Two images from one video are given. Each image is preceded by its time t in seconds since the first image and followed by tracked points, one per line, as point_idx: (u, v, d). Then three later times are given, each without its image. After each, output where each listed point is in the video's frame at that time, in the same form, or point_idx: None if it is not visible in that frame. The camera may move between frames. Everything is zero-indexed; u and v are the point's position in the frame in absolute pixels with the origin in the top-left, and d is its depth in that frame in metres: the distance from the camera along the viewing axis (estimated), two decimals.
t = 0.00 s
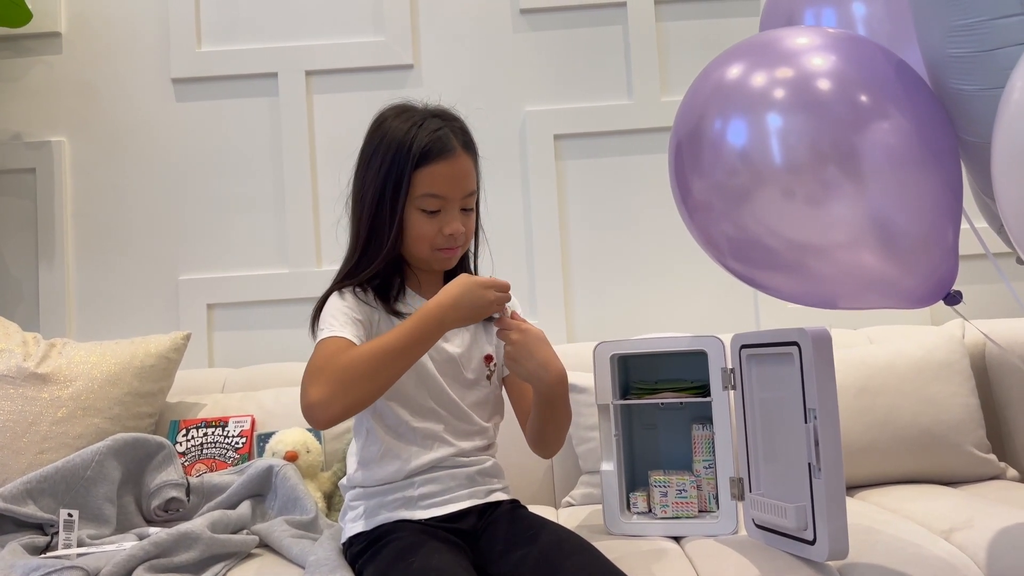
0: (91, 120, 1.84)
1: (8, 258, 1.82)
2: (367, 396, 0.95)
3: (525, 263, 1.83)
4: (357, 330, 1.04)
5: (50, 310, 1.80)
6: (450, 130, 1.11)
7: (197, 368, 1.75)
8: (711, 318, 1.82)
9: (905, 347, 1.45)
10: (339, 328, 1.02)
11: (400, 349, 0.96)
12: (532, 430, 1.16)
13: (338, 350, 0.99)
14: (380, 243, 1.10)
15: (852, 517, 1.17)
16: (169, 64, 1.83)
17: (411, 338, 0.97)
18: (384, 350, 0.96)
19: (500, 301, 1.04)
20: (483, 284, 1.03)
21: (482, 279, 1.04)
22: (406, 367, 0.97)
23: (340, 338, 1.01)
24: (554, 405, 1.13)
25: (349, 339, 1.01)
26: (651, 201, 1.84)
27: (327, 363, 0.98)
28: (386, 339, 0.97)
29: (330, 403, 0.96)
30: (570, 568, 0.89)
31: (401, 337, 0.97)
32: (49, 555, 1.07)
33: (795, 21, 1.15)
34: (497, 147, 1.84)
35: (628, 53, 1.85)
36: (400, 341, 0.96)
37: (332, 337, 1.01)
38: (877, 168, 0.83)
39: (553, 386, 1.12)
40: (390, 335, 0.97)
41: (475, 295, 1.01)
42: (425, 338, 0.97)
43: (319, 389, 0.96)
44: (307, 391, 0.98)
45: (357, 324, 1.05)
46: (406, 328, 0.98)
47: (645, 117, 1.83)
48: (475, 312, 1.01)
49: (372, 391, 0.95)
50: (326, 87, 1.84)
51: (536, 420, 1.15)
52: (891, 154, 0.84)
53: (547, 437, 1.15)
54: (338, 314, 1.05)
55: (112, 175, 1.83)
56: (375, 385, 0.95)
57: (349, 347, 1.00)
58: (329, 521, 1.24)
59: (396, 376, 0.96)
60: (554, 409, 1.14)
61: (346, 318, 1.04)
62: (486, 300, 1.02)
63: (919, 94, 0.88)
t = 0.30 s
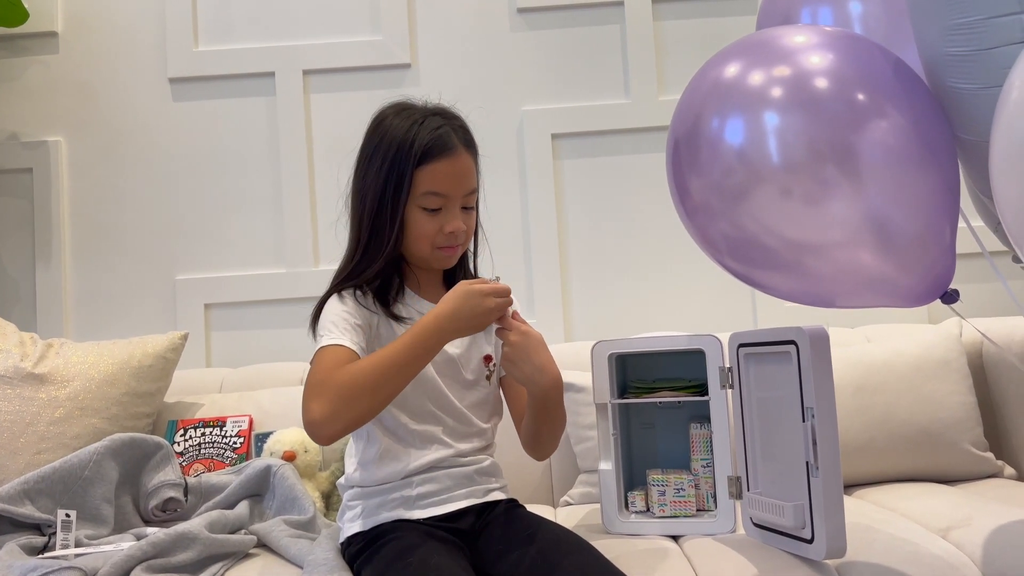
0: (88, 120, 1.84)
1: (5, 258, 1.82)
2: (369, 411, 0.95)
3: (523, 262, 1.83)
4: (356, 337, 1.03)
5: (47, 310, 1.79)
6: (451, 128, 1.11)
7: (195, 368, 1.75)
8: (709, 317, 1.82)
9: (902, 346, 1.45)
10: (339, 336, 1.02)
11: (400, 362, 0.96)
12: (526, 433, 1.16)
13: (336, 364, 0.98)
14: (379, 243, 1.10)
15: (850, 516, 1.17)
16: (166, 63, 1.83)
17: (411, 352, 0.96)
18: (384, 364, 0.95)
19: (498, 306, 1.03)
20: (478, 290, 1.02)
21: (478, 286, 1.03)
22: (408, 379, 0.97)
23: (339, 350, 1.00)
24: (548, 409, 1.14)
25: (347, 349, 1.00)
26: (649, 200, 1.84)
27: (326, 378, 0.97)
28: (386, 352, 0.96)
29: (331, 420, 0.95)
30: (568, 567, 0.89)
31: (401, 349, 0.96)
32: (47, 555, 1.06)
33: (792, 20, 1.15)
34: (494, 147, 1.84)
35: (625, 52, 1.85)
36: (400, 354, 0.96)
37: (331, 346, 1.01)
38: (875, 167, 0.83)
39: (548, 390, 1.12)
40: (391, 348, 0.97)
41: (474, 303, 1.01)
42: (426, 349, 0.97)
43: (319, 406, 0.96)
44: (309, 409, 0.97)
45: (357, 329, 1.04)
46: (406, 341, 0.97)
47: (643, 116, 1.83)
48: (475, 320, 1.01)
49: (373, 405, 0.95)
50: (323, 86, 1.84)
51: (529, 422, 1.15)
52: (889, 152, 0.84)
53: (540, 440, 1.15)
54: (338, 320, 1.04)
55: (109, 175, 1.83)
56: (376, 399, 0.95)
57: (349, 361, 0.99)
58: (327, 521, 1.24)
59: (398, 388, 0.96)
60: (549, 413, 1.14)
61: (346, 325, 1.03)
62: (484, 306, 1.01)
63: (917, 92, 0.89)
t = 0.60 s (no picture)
0: (85, 120, 1.83)
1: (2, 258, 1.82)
2: (370, 428, 0.95)
3: (521, 261, 1.83)
4: (353, 345, 1.02)
5: (45, 310, 1.79)
6: (446, 124, 1.11)
7: (193, 367, 1.75)
8: (707, 316, 1.82)
9: (900, 345, 1.45)
10: (335, 346, 1.01)
11: (399, 377, 0.96)
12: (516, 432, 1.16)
13: (334, 383, 0.98)
14: (376, 242, 1.10)
15: (848, 514, 1.17)
16: (163, 63, 1.83)
17: (411, 367, 0.96)
18: (385, 382, 0.95)
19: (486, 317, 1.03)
20: (467, 305, 1.01)
21: (466, 298, 1.03)
22: (407, 394, 0.97)
23: (334, 369, 0.99)
24: (537, 409, 1.14)
25: (342, 364, 1.00)
26: (647, 199, 1.84)
27: (324, 398, 0.96)
28: (384, 370, 0.96)
29: (333, 440, 0.94)
30: (567, 566, 0.89)
31: (399, 366, 0.96)
32: (45, 555, 1.06)
33: (789, 19, 1.15)
34: (492, 146, 1.84)
35: (623, 51, 1.85)
36: (399, 370, 0.96)
37: (328, 357, 1.00)
38: (873, 166, 0.84)
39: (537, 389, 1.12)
40: (388, 365, 0.97)
41: (467, 317, 1.01)
42: (423, 363, 0.97)
43: (320, 426, 0.95)
44: (311, 431, 0.96)
45: (354, 336, 1.03)
46: (403, 356, 0.97)
47: (640, 115, 1.83)
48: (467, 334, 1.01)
49: (374, 422, 0.95)
50: (321, 86, 1.84)
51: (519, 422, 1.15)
52: (887, 151, 0.84)
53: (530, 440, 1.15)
54: (335, 328, 1.03)
55: (106, 175, 1.83)
56: (377, 416, 0.95)
57: (345, 380, 0.98)
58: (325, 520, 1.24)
59: (398, 404, 0.96)
60: (538, 413, 1.14)
61: (343, 334, 1.02)
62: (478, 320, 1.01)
63: (914, 90, 0.89)
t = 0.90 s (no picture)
0: (82, 119, 1.83)
1: None
2: (366, 440, 0.95)
3: (519, 261, 1.82)
4: (344, 351, 1.03)
5: (42, 310, 1.79)
6: (438, 122, 1.11)
7: (190, 367, 1.74)
8: (705, 315, 1.82)
9: (897, 344, 1.45)
10: (326, 353, 1.01)
11: (392, 390, 0.95)
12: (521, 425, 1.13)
13: (330, 395, 0.98)
14: (370, 242, 1.09)
15: (846, 513, 1.17)
16: (161, 62, 1.82)
17: (404, 379, 0.96)
18: (378, 394, 0.95)
19: (485, 331, 1.01)
20: (462, 320, 1.01)
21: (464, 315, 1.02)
22: (404, 406, 0.96)
23: (331, 380, 1.00)
24: (551, 405, 1.10)
25: (333, 372, 1.00)
26: (645, 198, 1.84)
27: (320, 411, 0.96)
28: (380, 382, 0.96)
29: (329, 452, 0.95)
30: (566, 566, 0.89)
31: (395, 378, 0.96)
32: (42, 555, 1.06)
33: (786, 18, 1.15)
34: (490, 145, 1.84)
35: (621, 50, 1.85)
36: (395, 381, 0.96)
37: (321, 365, 1.01)
38: (871, 165, 0.83)
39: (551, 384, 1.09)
40: (384, 378, 0.96)
41: (463, 331, 1.00)
42: (420, 376, 0.97)
43: (316, 438, 0.95)
44: (307, 441, 0.96)
45: (345, 341, 1.04)
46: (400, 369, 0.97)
47: (638, 114, 1.83)
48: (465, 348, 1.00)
49: (370, 434, 0.95)
50: (319, 85, 1.84)
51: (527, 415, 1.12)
52: (885, 150, 0.84)
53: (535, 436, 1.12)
54: (326, 334, 1.03)
55: (104, 174, 1.82)
56: (373, 428, 0.95)
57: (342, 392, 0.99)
58: (323, 520, 1.24)
59: (394, 416, 0.96)
60: (550, 409, 1.11)
61: (334, 339, 1.03)
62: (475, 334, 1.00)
63: (912, 89, 0.88)
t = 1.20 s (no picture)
0: (82, 118, 1.83)
1: None
2: (380, 441, 0.95)
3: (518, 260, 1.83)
4: (347, 351, 1.03)
5: (41, 309, 1.79)
6: (430, 117, 1.11)
7: (190, 366, 1.74)
8: (704, 314, 1.82)
9: (896, 343, 1.45)
10: (332, 356, 1.01)
11: (396, 384, 0.95)
12: (524, 417, 1.13)
13: (340, 399, 0.97)
14: (366, 239, 1.09)
15: (845, 512, 1.17)
16: (160, 61, 1.82)
17: (408, 371, 0.96)
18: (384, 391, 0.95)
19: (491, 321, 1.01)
20: (468, 313, 0.99)
21: (467, 301, 1.00)
22: (413, 401, 0.97)
23: (339, 384, 0.99)
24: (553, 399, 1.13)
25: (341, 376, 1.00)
26: (644, 197, 1.84)
27: (332, 419, 0.96)
28: (386, 380, 0.96)
29: (346, 460, 0.95)
30: (564, 562, 0.89)
31: (402, 375, 0.96)
32: (42, 554, 1.06)
33: (785, 17, 1.15)
34: (489, 144, 1.84)
35: (621, 50, 1.85)
36: (401, 378, 0.95)
37: (328, 368, 1.01)
38: (870, 163, 0.83)
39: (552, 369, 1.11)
40: (391, 376, 0.96)
41: (467, 321, 0.99)
42: (426, 370, 0.97)
43: (332, 448, 0.95)
44: (323, 451, 0.96)
45: (348, 342, 1.03)
46: (404, 364, 0.97)
47: (638, 114, 1.83)
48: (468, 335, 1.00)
49: (383, 434, 0.95)
50: (318, 84, 1.84)
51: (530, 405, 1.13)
52: (884, 149, 0.84)
53: (536, 427, 1.13)
54: (328, 335, 1.03)
55: (103, 173, 1.82)
56: (386, 428, 0.95)
57: (352, 394, 0.98)
58: (322, 519, 1.24)
59: (404, 412, 0.96)
60: (553, 396, 1.13)
61: (336, 340, 1.03)
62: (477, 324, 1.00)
63: (910, 88, 0.89)
